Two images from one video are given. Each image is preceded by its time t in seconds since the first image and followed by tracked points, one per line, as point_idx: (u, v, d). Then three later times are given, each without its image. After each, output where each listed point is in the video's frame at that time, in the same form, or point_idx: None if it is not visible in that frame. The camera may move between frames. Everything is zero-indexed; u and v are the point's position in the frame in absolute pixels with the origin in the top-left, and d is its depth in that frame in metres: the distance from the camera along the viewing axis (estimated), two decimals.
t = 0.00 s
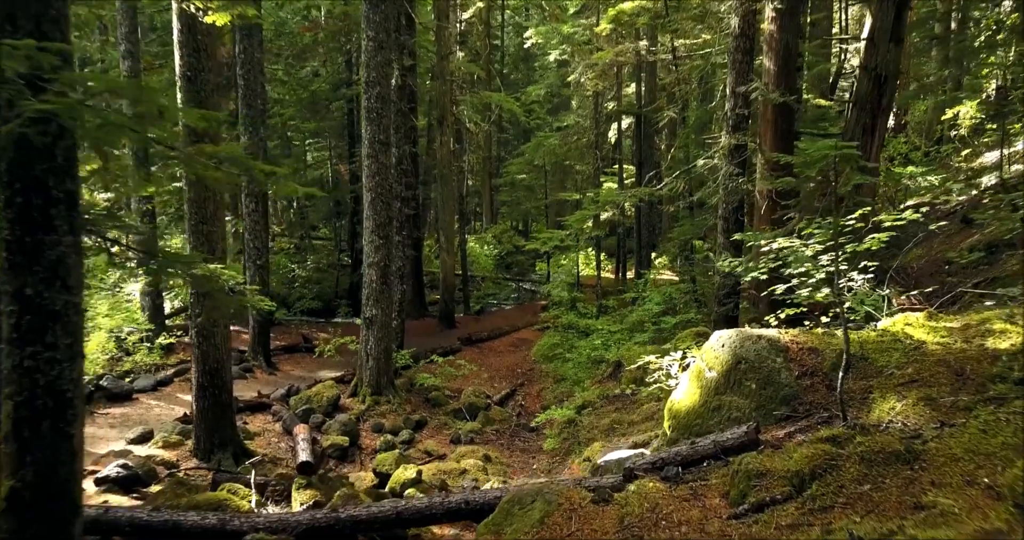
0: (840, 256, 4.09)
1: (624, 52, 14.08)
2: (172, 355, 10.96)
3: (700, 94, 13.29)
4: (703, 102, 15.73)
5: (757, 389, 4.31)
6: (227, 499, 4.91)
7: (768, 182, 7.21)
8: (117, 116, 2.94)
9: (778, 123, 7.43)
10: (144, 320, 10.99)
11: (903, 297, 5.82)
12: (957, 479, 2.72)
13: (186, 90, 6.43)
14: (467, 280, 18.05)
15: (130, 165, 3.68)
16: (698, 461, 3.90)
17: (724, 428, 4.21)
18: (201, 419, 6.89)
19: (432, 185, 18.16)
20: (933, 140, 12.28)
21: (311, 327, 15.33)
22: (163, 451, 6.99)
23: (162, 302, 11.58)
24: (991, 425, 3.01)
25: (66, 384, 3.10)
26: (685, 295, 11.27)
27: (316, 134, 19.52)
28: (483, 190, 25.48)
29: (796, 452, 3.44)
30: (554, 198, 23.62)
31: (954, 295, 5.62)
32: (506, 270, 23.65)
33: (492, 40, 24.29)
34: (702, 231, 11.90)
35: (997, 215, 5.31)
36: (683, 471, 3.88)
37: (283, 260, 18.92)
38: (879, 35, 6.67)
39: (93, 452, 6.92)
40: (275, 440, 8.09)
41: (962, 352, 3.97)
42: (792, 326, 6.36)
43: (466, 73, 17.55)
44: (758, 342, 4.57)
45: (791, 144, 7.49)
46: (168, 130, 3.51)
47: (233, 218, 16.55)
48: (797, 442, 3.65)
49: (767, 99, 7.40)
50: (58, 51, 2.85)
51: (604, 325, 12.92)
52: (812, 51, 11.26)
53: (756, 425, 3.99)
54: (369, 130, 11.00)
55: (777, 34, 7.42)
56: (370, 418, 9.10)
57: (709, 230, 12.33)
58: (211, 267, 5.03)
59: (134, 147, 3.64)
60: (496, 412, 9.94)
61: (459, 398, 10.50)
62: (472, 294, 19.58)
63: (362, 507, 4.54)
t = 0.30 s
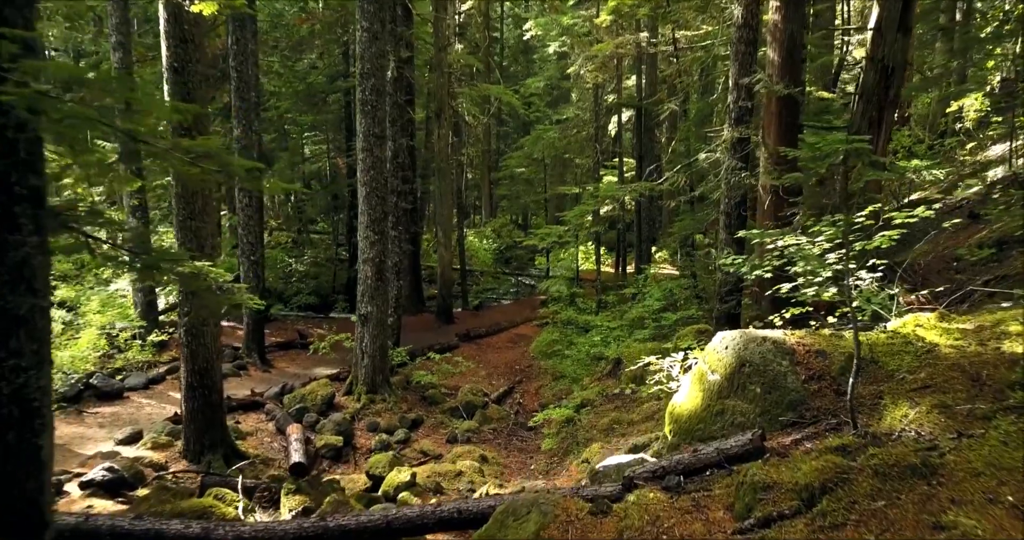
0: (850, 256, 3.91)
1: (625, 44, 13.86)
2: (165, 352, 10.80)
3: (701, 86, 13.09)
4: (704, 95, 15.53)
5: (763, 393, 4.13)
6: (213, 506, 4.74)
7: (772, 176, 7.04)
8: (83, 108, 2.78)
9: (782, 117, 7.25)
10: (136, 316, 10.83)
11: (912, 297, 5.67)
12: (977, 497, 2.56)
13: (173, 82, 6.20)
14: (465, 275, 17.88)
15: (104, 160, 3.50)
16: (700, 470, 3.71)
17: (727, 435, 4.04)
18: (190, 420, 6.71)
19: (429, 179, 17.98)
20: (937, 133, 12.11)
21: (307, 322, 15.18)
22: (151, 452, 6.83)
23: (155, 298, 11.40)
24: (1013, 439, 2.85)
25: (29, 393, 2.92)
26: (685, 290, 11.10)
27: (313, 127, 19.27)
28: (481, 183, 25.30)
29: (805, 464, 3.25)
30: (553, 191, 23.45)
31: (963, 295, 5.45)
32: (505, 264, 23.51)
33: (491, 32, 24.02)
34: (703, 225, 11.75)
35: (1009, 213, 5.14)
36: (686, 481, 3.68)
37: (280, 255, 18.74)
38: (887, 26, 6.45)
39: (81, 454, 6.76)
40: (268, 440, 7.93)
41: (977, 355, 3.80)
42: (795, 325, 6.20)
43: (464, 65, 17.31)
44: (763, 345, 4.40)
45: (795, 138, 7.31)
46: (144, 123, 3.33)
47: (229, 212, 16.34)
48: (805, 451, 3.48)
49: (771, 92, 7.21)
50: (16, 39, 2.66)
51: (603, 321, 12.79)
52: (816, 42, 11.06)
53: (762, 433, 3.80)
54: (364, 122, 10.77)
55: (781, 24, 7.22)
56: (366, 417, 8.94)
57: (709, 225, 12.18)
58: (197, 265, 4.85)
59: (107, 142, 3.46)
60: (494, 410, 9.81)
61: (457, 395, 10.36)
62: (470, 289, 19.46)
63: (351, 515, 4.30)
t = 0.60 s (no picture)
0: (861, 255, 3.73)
1: (625, 35, 13.63)
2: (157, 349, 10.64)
3: (702, 78, 12.87)
4: (706, 88, 15.31)
5: (768, 399, 3.96)
6: (196, 514, 4.50)
7: (776, 171, 6.84)
8: (42, 102, 2.61)
9: (786, 111, 7.05)
10: (128, 313, 10.67)
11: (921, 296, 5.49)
12: (1001, 519, 2.40)
13: (158, 74, 5.98)
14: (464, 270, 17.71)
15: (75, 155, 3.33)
16: (704, 481, 3.53)
17: (731, 444, 3.87)
18: (179, 422, 6.55)
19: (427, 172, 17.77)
20: (943, 125, 11.91)
21: (303, 319, 15.01)
22: (139, 454, 6.67)
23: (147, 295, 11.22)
24: None
25: None
26: (686, 287, 10.93)
27: (310, 120, 19.07)
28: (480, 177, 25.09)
29: (816, 477, 3.08)
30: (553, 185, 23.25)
31: (975, 294, 5.28)
32: (505, 259, 23.33)
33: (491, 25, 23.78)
34: (704, 220, 11.57)
35: None
36: (689, 493, 3.50)
37: (277, 250, 18.55)
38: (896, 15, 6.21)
39: (67, 456, 6.59)
40: (260, 441, 7.77)
41: (993, 361, 3.63)
42: (800, 325, 6.02)
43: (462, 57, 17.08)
44: (768, 348, 4.22)
45: (799, 131, 7.10)
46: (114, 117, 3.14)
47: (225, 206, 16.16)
48: (813, 463, 3.31)
49: (775, 85, 7.01)
50: None
51: (603, 316, 12.62)
52: (820, 33, 10.85)
53: (768, 441, 3.63)
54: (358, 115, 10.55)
55: (786, 14, 7.00)
56: (361, 416, 8.77)
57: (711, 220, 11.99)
58: (181, 263, 4.67)
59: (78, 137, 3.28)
60: (492, 408, 9.65)
61: (454, 393, 10.21)
62: (469, 284, 19.29)
63: (340, 526, 4.11)
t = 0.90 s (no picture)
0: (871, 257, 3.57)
1: (626, 28, 13.44)
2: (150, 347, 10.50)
3: (704, 72, 12.68)
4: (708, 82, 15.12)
5: (775, 406, 3.80)
6: (180, 524, 4.29)
7: (779, 167, 6.67)
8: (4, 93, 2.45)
9: (791, 105, 6.86)
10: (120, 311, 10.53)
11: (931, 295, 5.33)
12: None
13: (144, 67, 5.81)
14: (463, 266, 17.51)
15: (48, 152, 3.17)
16: (708, 493, 3.35)
17: (736, 453, 3.70)
18: (168, 424, 6.39)
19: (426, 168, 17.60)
20: (948, 119, 11.72)
21: (300, 316, 14.86)
22: (127, 458, 6.52)
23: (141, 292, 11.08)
24: None
25: None
26: (687, 283, 10.75)
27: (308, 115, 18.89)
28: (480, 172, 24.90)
29: (829, 493, 2.90)
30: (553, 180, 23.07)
31: (988, 293, 5.11)
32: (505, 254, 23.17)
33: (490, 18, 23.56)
34: (706, 215, 11.40)
35: None
36: (692, 506, 3.32)
37: (275, 245, 18.40)
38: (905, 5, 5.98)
39: (53, 459, 6.45)
40: (253, 442, 7.62)
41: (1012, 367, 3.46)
42: (804, 326, 5.87)
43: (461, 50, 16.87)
44: (774, 352, 4.05)
45: (805, 125, 6.91)
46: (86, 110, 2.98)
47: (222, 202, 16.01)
48: (824, 475, 3.14)
49: (780, 78, 6.83)
50: None
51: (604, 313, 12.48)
52: (825, 26, 10.65)
53: (775, 451, 3.45)
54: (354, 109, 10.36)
55: (792, 5, 6.80)
56: (356, 416, 8.63)
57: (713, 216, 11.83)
58: (166, 263, 4.50)
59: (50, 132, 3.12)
60: (489, 407, 9.50)
61: (452, 392, 10.07)
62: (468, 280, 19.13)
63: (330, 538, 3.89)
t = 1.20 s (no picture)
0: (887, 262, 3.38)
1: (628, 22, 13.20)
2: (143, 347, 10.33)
3: (707, 67, 12.44)
4: (711, 76, 14.87)
5: (783, 416, 3.62)
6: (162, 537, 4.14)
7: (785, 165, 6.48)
8: None
9: (796, 100, 6.66)
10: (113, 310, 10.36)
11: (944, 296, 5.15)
12: None
13: (129, 61, 5.62)
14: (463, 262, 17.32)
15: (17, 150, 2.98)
16: (713, 510, 3.18)
17: (742, 466, 3.52)
18: (156, 428, 6.22)
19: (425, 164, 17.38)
20: (955, 114, 11.49)
21: (297, 313, 14.69)
22: (115, 463, 6.36)
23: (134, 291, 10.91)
24: None
25: None
26: (690, 282, 10.57)
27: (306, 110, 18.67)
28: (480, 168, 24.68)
29: (844, 515, 2.72)
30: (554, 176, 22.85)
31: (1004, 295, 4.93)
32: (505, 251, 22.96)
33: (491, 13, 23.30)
34: (709, 212, 11.19)
35: None
36: (697, 523, 3.14)
37: (273, 242, 18.22)
38: None
39: (39, 464, 6.28)
40: (246, 445, 7.46)
41: None
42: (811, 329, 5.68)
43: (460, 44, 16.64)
44: (782, 359, 3.87)
45: (810, 121, 6.73)
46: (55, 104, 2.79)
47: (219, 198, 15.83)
48: (837, 493, 2.96)
49: (785, 72, 6.63)
50: None
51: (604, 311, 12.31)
52: (830, 18, 10.42)
53: (784, 466, 3.27)
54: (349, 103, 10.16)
55: None
56: (352, 418, 8.46)
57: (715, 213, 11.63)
58: (150, 264, 4.32)
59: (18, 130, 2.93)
60: (487, 408, 9.33)
61: (450, 392, 9.90)
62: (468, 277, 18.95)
63: None
